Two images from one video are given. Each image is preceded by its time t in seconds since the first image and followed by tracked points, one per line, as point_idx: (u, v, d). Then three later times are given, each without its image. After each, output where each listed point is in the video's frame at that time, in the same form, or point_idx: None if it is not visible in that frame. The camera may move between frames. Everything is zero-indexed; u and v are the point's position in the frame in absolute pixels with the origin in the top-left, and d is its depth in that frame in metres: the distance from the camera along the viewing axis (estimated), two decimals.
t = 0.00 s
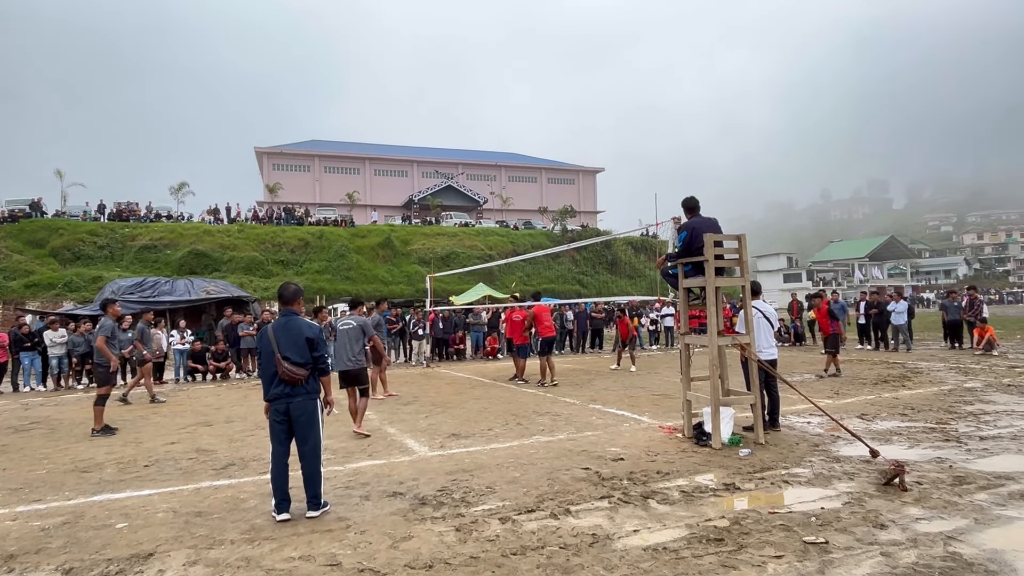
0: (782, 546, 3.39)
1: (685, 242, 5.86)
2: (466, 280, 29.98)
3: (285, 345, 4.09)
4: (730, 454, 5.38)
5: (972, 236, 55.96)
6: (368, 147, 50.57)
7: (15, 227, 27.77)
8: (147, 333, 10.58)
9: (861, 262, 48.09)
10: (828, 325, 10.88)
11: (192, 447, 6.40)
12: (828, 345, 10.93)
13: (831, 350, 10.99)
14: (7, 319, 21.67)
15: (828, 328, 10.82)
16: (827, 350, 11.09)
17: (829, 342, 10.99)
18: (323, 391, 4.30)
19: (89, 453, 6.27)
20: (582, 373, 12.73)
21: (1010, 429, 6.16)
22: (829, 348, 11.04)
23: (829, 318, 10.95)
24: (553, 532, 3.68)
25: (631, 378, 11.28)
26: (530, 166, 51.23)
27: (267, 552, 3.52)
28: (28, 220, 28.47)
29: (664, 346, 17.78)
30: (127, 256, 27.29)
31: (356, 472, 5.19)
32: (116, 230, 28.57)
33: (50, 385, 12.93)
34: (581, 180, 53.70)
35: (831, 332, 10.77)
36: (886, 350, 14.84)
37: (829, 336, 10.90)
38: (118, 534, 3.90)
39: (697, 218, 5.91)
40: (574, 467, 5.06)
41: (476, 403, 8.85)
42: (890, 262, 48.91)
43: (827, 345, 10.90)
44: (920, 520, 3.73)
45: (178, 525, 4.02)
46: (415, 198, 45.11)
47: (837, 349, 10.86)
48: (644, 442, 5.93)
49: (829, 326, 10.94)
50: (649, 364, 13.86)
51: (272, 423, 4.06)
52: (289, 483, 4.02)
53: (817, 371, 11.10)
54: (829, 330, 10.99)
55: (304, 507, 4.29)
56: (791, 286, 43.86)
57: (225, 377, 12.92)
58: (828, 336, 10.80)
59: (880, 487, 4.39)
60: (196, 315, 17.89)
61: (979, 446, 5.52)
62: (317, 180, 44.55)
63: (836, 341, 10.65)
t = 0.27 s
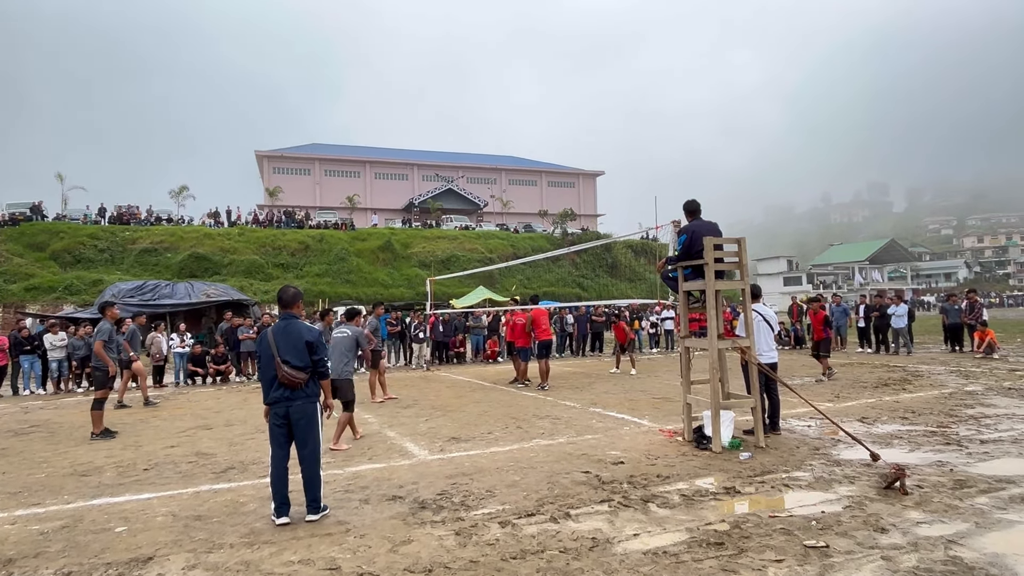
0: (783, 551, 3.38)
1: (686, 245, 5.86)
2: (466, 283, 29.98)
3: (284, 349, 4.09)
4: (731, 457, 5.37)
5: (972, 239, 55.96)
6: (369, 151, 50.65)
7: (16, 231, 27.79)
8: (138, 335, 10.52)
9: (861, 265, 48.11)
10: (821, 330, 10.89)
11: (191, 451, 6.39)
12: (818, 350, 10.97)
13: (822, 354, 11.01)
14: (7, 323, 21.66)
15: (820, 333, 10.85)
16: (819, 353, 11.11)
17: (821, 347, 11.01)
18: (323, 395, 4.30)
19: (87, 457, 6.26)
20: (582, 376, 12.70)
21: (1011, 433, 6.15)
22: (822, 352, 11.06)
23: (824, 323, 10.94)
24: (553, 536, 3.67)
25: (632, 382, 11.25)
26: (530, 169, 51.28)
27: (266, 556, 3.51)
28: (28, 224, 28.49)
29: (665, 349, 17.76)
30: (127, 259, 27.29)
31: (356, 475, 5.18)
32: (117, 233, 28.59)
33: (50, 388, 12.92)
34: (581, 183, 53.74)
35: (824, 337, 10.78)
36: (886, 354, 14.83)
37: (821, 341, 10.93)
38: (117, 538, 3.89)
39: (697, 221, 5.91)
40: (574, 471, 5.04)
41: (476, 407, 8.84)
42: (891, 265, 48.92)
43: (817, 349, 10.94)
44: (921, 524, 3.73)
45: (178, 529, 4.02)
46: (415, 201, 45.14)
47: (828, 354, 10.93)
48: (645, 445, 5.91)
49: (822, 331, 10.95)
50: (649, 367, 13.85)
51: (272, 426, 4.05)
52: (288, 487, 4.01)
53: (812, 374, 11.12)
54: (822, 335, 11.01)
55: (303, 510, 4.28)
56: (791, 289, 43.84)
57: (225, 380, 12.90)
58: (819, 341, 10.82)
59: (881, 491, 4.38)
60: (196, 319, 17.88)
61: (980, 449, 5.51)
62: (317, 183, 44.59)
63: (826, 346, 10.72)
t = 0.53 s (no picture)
0: (785, 555, 3.37)
1: (687, 248, 5.86)
2: (467, 286, 29.99)
3: (286, 353, 4.10)
4: (732, 462, 5.36)
5: (974, 243, 55.87)
6: (371, 154, 50.76)
7: (18, 234, 27.87)
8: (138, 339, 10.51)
9: (863, 268, 48.05)
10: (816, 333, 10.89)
11: (192, 454, 6.39)
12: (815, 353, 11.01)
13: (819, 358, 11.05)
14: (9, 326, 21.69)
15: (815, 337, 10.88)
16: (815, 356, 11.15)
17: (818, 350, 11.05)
18: (324, 399, 4.30)
19: (89, 460, 6.26)
20: (583, 380, 12.68)
21: (1014, 437, 6.13)
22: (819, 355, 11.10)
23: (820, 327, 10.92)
24: (555, 540, 3.67)
25: (633, 385, 11.24)
26: (531, 173, 51.34)
27: (267, 559, 3.51)
28: (31, 227, 28.58)
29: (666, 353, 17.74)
30: (129, 262, 27.35)
31: (357, 479, 5.18)
32: (119, 237, 28.66)
33: (51, 391, 12.90)
34: (582, 187, 53.77)
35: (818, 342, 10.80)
36: (888, 358, 14.79)
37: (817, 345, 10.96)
38: (118, 542, 3.89)
39: (699, 225, 5.91)
40: (576, 475, 5.04)
41: (477, 410, 8.83)
42: (892, 269, 48.84)
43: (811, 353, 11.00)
44: (923, 528, 3.72)
45: (179, 532, 4.02)
46: (416, 205, 45.19)
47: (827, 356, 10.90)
48: (646, 449, 5.91)
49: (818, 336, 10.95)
50: (650, 371, 13.83)
51: (273, 430, 4.05)
52: (290, 490, 4.01)
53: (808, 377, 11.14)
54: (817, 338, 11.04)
55: (304, 514, 4.27)
56: (792, 293, 43.78)
57: (226, 383, 12.89)
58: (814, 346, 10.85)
59: (884, 495, 4.37)
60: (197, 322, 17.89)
61: (983, 454, 5.49)
62: (319, 187, 44.68)
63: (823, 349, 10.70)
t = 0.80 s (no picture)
0: (789, 560, 3.36)
1: (690, 252, 5.86)
2: (469, 290, 30.00)
3: (291, 356, 4.10)
4: (736, 466, 5.35)
5: (978, 246, 55.66)
6: (374, 158, 50.89)
7: (23, 238, 28.00)
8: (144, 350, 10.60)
9: (867, 272, 47.92)
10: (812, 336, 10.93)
11: (195, 457, 6.40)
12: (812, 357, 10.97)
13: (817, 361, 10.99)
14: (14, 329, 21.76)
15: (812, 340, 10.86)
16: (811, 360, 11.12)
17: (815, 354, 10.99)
18: (328, 403, 4.30)
19: (93, 463, 6.28)
20: (586, 384, 12.67)
21: (1019, 442, 6.10)
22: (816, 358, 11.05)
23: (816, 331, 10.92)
24: (557, 545, 3.66)
25: (636, 389, 11.22)
26: (534, 176, 51.39)
27: (270, 563, 3.51)
28: (36, 231, 28.71)
29: (669, 357, 17.71)
30: (133, 266, 27.44)
31: (360, 483, 5.18)
32: (123, 241, 28.77)
33: (55, 395, 12.92)
34: (585, 191, 53.81)
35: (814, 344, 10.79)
36: (892, 362, 14.74)
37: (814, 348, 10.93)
38: (121, 545, 3.89)
39: (702, 229, 5.91)
40: (578, 479, 5.03)
41: (480, 414, 8.82)
42: (896, 272, 48.70)
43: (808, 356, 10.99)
44: (928, 534, 3.70)
45: (182, 536, 4.02)
46: (419, 208, 45.27)
47: (826, 360, 10.81)
48: (649, 454, 5.89)
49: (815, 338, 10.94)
50: (652, 375, 13.80)
51: (277, 433, 4.06)
52: (293, 494, 4.01)
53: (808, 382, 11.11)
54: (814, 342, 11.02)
55: (307, 518, 4.28)
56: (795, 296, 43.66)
57: (229, 387, 12.91)
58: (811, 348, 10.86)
59: (888, 500, 4.35)
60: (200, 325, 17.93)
61: (987, 459, 5.47)
62: (322, 191, 44.81)
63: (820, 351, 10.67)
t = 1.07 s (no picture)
0: (794, 565, 3.35)
1: (695, 255, 5.84)
2: (473, 293, 30.00)
3: (296, 359, 4.10)
4: (741, 471, 5.33)
5: (983, 250, 55.42)
6: (378, 162, 51.02)
7: (29, 241, 28.15)
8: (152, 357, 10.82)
9: (871, 275, 47.77)
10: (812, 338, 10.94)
11: (199, 460, 6.42)
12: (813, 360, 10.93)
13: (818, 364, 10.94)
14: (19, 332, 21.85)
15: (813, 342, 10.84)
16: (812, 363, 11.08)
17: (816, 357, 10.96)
18: (332, 406, 4.31)
19: (97, 465, 6.30)
20: (589, 388, 12.65)
21: None
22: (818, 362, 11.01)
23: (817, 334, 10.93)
24: (561, 549, 3.65)
25: (640, 393, 11.19)
26: (537, 180, 51.44)
27: (274, 567, 3.51)
28: (42, 234, 28.86)
29: (673, 360, 17.67)
30: (138, 269, 27.55)
31: (363, 486, 5.18)
32: (128, 244, 28.89)
33: (59, 398, 12.95)
34: (588, 194, 53.82)
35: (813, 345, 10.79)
36: (897, 366, 14.67)
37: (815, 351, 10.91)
38: (126, 548, 3.90)
39: (706, 232, 5.90)
40: (582, 483, 5.02)
41: (483, 418, 8.81)
42: (900, 276, 48.55)
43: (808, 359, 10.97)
44: (935, 539, 3.68)
45: (186, 539, 4.03)
46: (422, 212, 45.34)
47: (826, 364, 10.76)
48: (653, 458, 5.88)
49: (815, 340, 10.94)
50: (656, 379, 13.76)
51: (282, 437, 4.07)
52: (297, 497, 4.02)
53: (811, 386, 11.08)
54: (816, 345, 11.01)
55: (311, 521, 4.28)
56: (800, 300, 43.52)
57: (233, 390, 12.94)
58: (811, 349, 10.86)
59: (893, 505, 4.33)
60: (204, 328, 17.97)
61: (994, 464, 5.44)
62: (326, 194, 44.93)
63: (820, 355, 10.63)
